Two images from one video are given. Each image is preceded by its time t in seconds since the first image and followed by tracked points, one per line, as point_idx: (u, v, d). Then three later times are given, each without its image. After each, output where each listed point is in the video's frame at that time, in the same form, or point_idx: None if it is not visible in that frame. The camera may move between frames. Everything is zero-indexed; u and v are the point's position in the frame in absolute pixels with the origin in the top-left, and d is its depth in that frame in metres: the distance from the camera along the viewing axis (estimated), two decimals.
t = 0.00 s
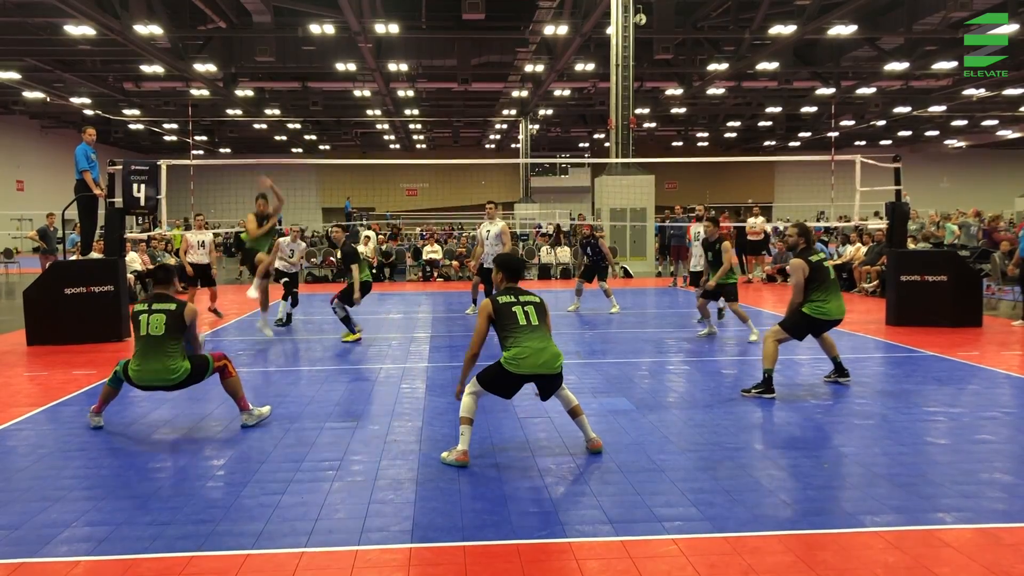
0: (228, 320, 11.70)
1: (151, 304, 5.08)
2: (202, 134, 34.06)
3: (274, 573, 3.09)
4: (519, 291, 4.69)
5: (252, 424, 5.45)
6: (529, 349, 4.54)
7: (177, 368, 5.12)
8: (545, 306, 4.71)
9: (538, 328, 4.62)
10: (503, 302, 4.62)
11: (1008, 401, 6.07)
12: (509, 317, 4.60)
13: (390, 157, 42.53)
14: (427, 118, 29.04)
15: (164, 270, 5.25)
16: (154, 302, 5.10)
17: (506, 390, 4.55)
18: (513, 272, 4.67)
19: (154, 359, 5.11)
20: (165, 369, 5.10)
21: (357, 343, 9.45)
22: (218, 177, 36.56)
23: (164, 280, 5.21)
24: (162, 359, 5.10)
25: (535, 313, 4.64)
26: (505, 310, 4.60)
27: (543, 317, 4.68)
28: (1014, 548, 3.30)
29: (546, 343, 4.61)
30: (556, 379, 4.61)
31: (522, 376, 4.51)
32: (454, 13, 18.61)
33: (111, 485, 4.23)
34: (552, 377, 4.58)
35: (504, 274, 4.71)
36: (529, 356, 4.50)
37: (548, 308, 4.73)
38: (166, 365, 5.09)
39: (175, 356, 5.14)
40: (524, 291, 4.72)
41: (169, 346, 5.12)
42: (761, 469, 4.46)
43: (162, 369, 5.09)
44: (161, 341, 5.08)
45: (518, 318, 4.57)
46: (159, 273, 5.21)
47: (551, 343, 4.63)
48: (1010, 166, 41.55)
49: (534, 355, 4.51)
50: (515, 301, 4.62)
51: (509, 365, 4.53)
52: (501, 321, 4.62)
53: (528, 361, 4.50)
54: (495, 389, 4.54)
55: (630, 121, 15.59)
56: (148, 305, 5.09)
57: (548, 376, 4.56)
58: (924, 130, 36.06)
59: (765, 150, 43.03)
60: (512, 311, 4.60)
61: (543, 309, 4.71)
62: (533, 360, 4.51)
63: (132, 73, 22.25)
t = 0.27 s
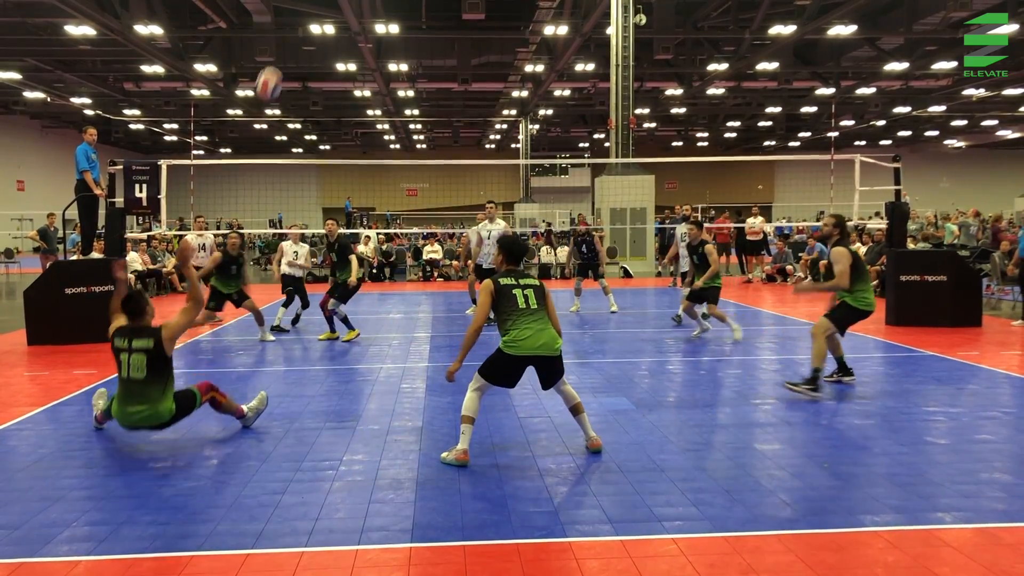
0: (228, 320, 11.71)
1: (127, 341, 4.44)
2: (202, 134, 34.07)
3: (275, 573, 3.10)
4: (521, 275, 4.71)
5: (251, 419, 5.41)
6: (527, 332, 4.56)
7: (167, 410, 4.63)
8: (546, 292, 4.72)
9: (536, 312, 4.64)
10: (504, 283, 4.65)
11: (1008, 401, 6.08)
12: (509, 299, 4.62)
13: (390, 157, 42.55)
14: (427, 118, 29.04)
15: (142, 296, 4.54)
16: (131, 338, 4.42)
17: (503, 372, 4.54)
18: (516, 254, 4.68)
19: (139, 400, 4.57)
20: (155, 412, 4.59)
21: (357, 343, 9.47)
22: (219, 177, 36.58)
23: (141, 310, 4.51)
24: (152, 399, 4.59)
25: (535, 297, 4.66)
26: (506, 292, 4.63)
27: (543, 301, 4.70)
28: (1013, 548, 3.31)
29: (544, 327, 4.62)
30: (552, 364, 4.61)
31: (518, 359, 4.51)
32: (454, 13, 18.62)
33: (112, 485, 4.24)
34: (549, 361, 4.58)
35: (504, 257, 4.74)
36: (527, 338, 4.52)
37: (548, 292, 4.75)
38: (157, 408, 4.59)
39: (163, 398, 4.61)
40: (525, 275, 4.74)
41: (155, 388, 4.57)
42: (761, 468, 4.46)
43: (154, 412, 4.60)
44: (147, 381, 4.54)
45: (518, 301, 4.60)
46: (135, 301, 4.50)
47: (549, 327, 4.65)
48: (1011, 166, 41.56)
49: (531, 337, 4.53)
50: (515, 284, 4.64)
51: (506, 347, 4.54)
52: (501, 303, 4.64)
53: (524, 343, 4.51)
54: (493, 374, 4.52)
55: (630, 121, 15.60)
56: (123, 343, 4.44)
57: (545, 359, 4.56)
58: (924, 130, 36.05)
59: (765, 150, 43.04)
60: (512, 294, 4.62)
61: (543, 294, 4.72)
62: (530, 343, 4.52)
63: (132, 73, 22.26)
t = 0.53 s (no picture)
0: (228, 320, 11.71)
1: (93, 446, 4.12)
2: (202, 134, 34.10)
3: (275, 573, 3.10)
4: (525, 265, 4.72)
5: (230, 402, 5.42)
6: (521, 321, 4.58)
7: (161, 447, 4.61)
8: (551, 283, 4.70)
9: (534, 301, 4.66)
10: (504, 273, 4.71)
11: (1008, 401, 6.07)
12: (508, 289, 4.66)
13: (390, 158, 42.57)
14: (427, 118, 29.05)
15: (82, 404, 4.04)
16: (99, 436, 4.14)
17: (496, 364, 4.59)
18: (520, 244, 4.67)
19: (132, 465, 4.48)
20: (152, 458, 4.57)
21: (358, 343, 9.46)
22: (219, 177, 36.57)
23: (91, 420, 4.06)
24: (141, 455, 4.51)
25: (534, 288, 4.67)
26: (505, 282, 4.67)
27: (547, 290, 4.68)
28: (1015, 549, 3.30)
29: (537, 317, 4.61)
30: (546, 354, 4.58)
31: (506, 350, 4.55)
32: (454, 14, 18.63)
33: (112, 485, 4.23)
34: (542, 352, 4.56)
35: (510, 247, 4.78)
36: (517, 328, 4.55)
37: (550, 281, 4.73)
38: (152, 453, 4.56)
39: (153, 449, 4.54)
40: (528, 264, 4.75)
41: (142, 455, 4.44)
42: (761, 468, 4.46)
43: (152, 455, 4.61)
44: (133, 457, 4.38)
45: (514, 290, 4.63)
46: (79, 413, 4.02)
47: (544, 317, 4.63)
48: (1011, 166, 41.55)
49: (520, 327, 4.55)
50: (514, 273, 4.69)
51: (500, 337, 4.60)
52: (500, 292, 4.70)
53: (512, 333, 4.54)
54: (484, 366, 4.57)
55: (630, 121, 15.59)
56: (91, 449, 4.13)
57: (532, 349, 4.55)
58: (924, 130, 36.04)
59: (765, 150, 43.05)
60: (511, 284, 4.66)
61: (545, 284, 4.72)
62: (523, 333, 4.53)
63: (132, 73, 22.27)
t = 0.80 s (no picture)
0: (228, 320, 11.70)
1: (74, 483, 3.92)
2: (202, 134, 34.11)
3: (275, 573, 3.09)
4: (536, 255, 4.75)
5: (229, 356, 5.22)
6: (531, 309, 4.59)
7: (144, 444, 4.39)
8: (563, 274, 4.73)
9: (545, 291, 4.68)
10: (515, 262, 4.72)
11: (1008, 401, 6.07)
12: (519, 277, 4.68)
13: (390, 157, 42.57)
14: (427, 118, 29.04)
15: (53, 456, 3.77)
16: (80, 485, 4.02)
17: (511, 354, 4.56)
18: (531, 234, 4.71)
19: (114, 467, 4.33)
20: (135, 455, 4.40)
21: (357, 343, 9.46)
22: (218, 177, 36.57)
23: (66, 468, 3.82)
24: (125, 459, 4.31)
25: (546, 277, 4.70)
26: (517, 271, 4.69)
27: (556, 281, 4.72)
28: (1015, 549, 3.29)
29: (548, 305, 4.63)
30: (554, 342, 4.58)
31: (517, 336, 4.54)
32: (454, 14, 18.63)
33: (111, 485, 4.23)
34: (551, 340, 4.56)
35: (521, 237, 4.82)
36: (529, 315, 4.56)
37: (561, 272, 4.76)
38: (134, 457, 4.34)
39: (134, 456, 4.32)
40: (540, 253, 4.77)
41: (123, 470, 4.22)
42: (761, 468, 4.46)
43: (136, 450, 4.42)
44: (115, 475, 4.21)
45: (526, 278, 4.66)
46: (52, 465, 3.78)
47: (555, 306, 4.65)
48: (1011, 166, 41.55)
49: (533, 314, 4.56)
50: (525, 262, 4.71)
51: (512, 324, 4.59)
52: (511, 281, 4.71)
53: (525, 320, 4.55)
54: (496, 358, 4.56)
55: (630, 121, 15.59)
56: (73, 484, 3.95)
57: (543, 337, 4.54)
58: (924, 130, 36.03)
59: (765, 150, 43.05)
60: (523, 273, 4.68)
61: (555, 272, 4.75)
62: (534, 320, 4.54)
63: (132, 73, 22.27)
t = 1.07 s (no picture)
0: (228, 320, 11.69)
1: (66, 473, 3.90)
2: (202, 134, 34.11)
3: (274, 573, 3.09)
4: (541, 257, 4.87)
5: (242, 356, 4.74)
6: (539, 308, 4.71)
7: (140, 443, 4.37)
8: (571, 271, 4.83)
9: (551, 290, 4.77)
10: (521, 266, 4.85)
11: (1008, 401, 6.07)
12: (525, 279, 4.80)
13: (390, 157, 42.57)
14: (427, 119, 29.04)
15: (48, 444, 3.78)
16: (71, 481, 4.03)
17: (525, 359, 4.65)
18: (533, 239, 4.83)
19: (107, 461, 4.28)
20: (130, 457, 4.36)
21: (358, 343, 9.47)
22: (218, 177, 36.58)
23: (64, 456, 3.83)
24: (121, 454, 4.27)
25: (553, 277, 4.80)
26: (523, 273, 4.81)
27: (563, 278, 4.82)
28: (1015, 549, 3.29)
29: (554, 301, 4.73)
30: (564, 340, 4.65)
31: (529, 338, 4.64)
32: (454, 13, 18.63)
33: (111, 486, 4.23)
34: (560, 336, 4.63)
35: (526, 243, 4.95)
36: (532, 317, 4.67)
37: (568, 268, 4.84)
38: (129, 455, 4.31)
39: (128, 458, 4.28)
40: (545, 255, 4.88)
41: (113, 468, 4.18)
42: (761, 468, 4.46)
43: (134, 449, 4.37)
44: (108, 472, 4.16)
45: (530, 280, 4.77)
46: (49, 453, 3.79)
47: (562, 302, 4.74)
48: (1011, 166, 41.55)
49: (540, 313, 4.68)
50: (530, 265, 4.82)
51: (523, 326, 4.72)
52: (518, 286, 4.83)
53: (534, 320, 4.66)
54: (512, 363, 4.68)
55: (630, 121, 15.59)
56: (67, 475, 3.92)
57: (551, 334, 4.62)
58: (924, 130, 36.03)
59: (765, 150, 43.04)
60: (529, 274, 4.80)
61: (560, 271, 4.82)
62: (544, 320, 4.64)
63: (132, 73, 22.26)
